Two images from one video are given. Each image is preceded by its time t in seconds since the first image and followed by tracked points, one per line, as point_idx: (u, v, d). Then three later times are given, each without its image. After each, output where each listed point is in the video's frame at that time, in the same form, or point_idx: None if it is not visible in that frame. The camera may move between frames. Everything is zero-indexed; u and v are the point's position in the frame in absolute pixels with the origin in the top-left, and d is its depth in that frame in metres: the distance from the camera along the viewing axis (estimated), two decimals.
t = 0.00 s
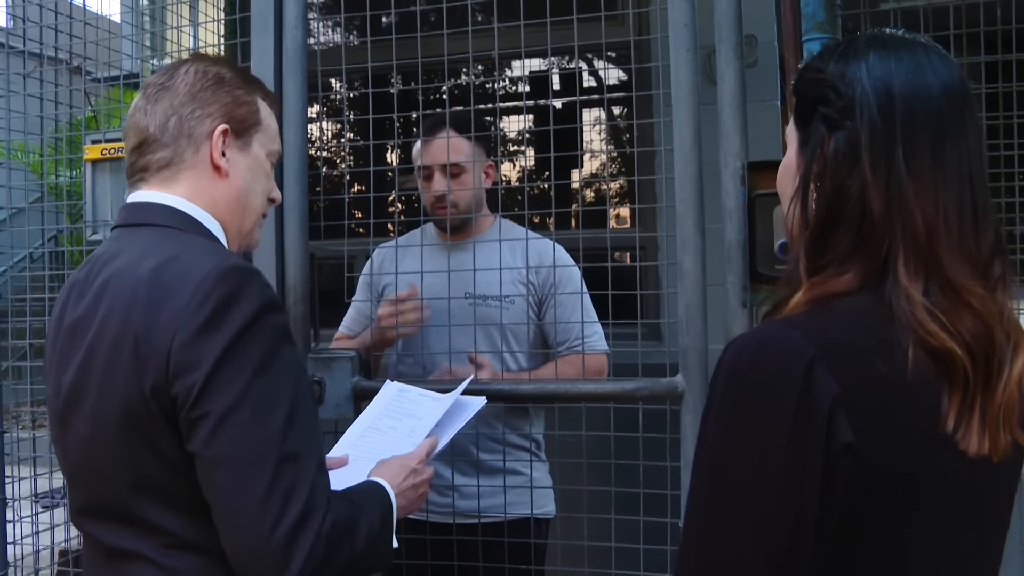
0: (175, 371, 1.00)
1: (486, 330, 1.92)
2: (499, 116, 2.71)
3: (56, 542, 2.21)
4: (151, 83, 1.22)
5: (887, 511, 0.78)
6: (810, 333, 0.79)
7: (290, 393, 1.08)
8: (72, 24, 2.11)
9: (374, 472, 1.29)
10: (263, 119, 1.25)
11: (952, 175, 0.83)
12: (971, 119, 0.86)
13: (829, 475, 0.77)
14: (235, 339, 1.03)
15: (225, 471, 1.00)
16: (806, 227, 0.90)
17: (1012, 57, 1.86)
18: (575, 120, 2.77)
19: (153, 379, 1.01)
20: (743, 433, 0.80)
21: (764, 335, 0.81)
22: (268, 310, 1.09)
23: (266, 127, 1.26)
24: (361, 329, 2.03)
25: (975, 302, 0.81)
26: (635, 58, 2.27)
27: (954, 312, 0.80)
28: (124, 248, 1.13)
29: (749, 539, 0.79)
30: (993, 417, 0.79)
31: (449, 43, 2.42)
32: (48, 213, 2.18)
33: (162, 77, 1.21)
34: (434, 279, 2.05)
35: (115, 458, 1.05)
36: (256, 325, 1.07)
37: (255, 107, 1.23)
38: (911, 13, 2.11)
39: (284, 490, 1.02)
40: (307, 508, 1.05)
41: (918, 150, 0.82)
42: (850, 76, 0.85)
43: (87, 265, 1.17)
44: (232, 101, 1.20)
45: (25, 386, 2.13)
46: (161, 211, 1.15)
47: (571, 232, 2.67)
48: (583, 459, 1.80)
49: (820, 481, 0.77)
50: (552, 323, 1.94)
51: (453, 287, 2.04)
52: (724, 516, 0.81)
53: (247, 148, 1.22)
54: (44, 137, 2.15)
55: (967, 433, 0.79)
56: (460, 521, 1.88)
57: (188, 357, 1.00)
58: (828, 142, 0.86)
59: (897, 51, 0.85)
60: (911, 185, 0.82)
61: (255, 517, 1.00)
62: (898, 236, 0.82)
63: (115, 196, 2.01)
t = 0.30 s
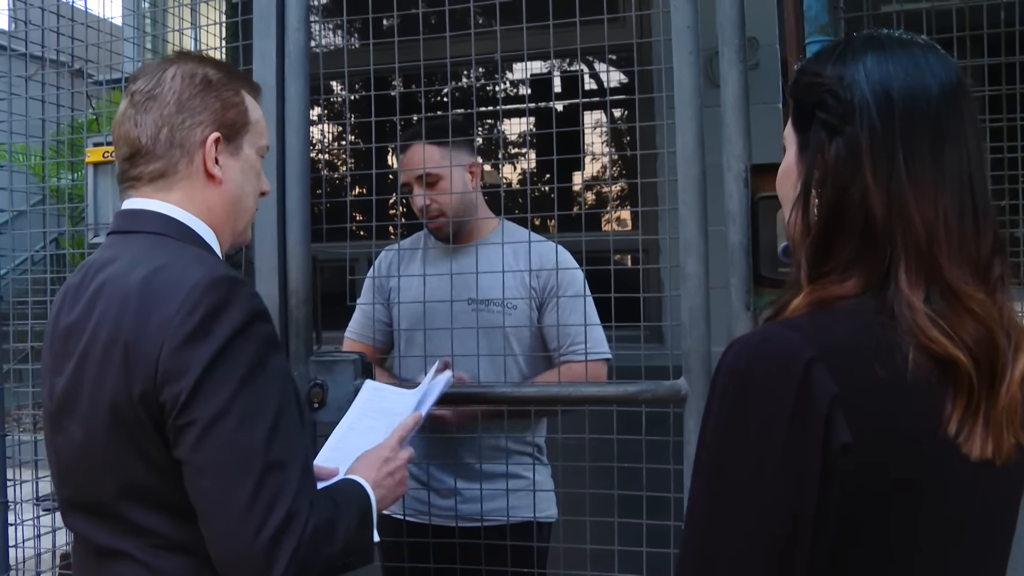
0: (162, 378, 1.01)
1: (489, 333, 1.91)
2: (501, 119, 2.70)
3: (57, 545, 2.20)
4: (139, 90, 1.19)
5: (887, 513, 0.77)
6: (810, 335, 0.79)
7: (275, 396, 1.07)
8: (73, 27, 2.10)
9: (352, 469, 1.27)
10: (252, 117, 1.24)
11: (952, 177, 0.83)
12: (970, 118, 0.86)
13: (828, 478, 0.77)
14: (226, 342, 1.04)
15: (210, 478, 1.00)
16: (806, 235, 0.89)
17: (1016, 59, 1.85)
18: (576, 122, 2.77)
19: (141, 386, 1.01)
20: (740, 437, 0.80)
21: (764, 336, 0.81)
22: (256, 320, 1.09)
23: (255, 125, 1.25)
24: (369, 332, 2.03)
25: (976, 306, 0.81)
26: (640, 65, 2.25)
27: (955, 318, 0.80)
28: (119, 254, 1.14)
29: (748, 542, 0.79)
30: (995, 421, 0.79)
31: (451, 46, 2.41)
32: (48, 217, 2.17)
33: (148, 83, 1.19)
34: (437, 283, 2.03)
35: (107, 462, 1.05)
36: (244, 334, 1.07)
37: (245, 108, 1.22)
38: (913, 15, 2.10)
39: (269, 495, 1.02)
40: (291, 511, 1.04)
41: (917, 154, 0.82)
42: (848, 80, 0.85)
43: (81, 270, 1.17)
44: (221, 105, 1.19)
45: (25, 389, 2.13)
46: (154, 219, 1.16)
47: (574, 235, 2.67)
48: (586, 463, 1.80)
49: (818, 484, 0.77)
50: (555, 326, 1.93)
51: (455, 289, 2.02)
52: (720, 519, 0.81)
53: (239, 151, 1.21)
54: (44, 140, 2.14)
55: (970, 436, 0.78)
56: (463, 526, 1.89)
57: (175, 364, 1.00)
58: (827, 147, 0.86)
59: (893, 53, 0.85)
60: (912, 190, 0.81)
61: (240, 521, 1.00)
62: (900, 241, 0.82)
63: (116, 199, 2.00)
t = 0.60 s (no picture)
0: (156, 381, 1.00)
1: (492, 333, 1.91)
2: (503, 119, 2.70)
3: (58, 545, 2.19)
4: (148, 89, 1.19)
5: (893, 515, 0.77)
6: (823, 336, 0.79)
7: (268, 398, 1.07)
8: (76, 27, 2.09)
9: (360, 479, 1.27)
10: (256, 129, 1.24)
11: (958, 177, 0.83)
12: (970, 109, 0.85)
13: (842, 479, 0.76)
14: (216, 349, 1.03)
15: (202, 481, 1.00)
16: (812, 240, 0.88)
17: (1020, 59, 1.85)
18: (578, 122, 2.77)
19: (134, 388, 1.01)
20: (750, 438, 0.79)
21: (777, 337, 0.81)
22: (251, 324, 1.09)
23: (259, 137, 1.25)
24: (371, 333, 2.03)
25: (985, 306, 0.82)
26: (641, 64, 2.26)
27: (968, 321, 0.80)
28: (116, 256, 1.13)
29: (762, 543, 0.78)
30: (1006, 419, 0.80)
31: (453, 46, 2.42)
32: (50, 217, 2.16)
33: (159, 84, 1.19)
34: (438, 283, 2.04)
35: (105, 463, 1.05)
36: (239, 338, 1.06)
37: (251, 119, 1.22)
38: (917, 15, 2.10)
39: (262, 497, 1.02)
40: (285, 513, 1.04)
41: (924, 155, 0.82)
42: (849, 82, 0.84)
43: (78, 270, 1.17)
44: (228, 115, 1.19)
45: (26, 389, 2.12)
46: (151, 222, 1.15)
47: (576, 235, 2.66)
48: (588, 463, 1.80)
49: (833, 490, 0.76)
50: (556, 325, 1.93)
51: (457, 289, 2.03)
52: (729, 522, 0.80)
53: (240, 161, 1.21)
54: (46, 140, 2.13)
55: (983, 436, 0.78)
56: (466, 527, 1.89)
57: (170, 368, 1.00)
58: (831, 153, 0.84)
59: (888, 49, 0.85)
60: (919, 193, 0.81)
61: (233, 524, 1.00)
62: (911, 245, 0.82)
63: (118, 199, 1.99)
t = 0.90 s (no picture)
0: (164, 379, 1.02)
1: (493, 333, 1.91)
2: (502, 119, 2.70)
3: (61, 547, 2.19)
4: (123, 92, 1.18)
5: (894, 514, 0.77)
6: (821, 334, 0.79)
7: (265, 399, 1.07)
8: (75, 29, 2.09)
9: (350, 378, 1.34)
10: (240, 118, 1.23)
11: (958, 173, 0.83)
12: (968, 102, 0.86)
13: (837, 475, 0.77)
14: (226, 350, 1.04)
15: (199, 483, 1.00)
16: (814, 238, 0.88)
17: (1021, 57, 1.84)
18: (579, 122, 2.77)
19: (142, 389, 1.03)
20: (747, 437, 0.79)
21: (773, 335, 0.81)
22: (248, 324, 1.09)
23: (243, 127, 1.23)
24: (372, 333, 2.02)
25: (987, 302, 0.82)
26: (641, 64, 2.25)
27: (969, 318, 0.80)
28: (112, 258, 1.13)
29: (763, 542, 0.78)
30: (1005, 417, 0.79)
31: (453, 47, 2.42)
32: (51, 219, 2.16)
33: (133, 85, 1.17)
34: (440, 283, 2.04)
35: (105, 466, 1.05)
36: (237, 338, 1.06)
37: (233, 111, 1.21)
38: (918, 13, 2.10)
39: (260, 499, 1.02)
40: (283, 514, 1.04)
41: (924, 152, 0.82)
42: (848, 80, 0.83)
43: (70, 274, 1.16)
44: (206, 108, 1.17)
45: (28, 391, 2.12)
46: (142, 222, 1.16)
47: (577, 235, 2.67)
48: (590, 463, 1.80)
49: (827, 487, 0.77)
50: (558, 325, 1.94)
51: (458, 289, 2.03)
52: (729, 523, 0.80)
53: (224, 154, 1.20)
54: (47, 142, 2.13)
55: (982, 434, 0.78)
56: (468, 527, 1.89)
57: (179, 369, 1.02)
58: (833, 152, 0.84)
59: (886, 44, 0.85)
60: (922, 190, 0.81)
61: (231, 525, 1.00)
62: (912, 243, 0.82)
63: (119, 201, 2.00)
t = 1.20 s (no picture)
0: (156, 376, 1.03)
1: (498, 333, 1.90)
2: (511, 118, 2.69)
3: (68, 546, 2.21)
4: (114, 82, 1.19)
5: (880, 515, 0.77)
6: (803, 328, 0.79)
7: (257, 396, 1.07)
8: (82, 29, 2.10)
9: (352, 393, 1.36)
10: (234, 113, 1.23)
11: (955, 167, 0.82)
12: (966, 92, 0.84)
13: (813, 471, 0.78)
14: (222, 344, 1.05)
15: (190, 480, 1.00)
16: (813, 234, 0.88)
17: None
18: (585, 121, 2.76)
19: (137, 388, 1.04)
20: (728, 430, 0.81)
21: (756, 329, 0.82)
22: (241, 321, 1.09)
23: (237, 122, 1.23)
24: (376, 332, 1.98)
25: (985, 297, 0.80)
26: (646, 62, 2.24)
27: (965, 316, 0.79)
28: (105, 255, 1.14)
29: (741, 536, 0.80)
30: (1000, 416, 0.79)
31: (458, 47, 2.42)
32: (59, 219, 2.18)
33: (123, 75, 1.19)
34: (444, 280, 2.04)
35: (101, 463, 1.06)
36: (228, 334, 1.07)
37: (225, 102, 1.21)
38: (925, 10, 2.08)
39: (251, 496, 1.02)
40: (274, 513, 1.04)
41: (919, 148, 0.81)
42: (842, 77, 0.83)
43: (65, 273, 1.17)
44: (196, 99, 1.18)
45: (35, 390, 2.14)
46: (133, 217, 1.17)
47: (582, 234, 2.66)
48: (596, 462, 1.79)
49: (804, 482, 0.78)
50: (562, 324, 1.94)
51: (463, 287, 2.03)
52: (713, 516, 0.81)
53: (216, 147, 1.20)
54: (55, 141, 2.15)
55: (972, 434, 0.77)
56: (473, 528, 1.89)
57: (171, 364, 1.03)
58: (829, 149, 0.84)
59: (880, 37, 0.84)
60: (916, 187, 0.80)
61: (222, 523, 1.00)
62: (905, 240, 0.81)
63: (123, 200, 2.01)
